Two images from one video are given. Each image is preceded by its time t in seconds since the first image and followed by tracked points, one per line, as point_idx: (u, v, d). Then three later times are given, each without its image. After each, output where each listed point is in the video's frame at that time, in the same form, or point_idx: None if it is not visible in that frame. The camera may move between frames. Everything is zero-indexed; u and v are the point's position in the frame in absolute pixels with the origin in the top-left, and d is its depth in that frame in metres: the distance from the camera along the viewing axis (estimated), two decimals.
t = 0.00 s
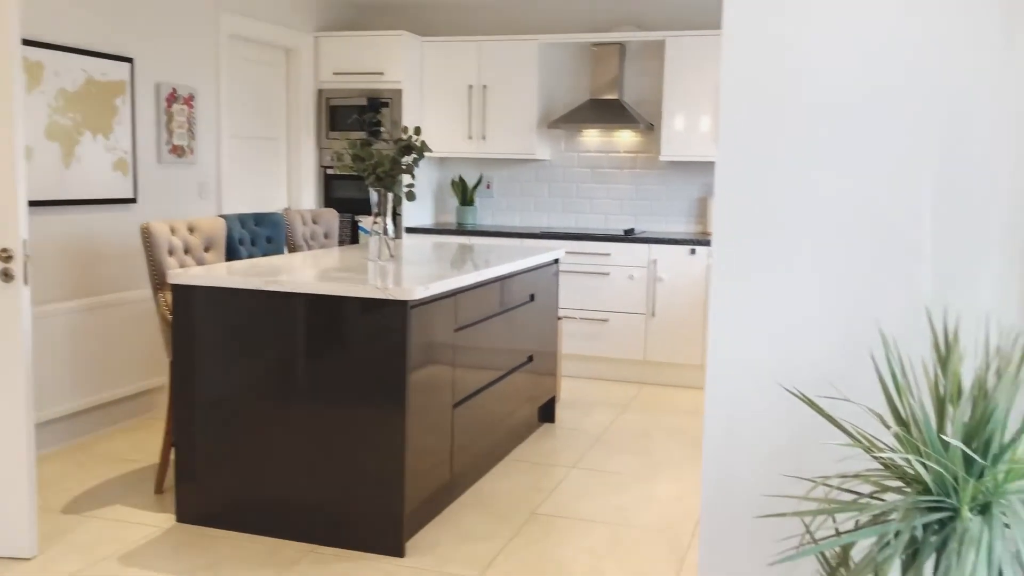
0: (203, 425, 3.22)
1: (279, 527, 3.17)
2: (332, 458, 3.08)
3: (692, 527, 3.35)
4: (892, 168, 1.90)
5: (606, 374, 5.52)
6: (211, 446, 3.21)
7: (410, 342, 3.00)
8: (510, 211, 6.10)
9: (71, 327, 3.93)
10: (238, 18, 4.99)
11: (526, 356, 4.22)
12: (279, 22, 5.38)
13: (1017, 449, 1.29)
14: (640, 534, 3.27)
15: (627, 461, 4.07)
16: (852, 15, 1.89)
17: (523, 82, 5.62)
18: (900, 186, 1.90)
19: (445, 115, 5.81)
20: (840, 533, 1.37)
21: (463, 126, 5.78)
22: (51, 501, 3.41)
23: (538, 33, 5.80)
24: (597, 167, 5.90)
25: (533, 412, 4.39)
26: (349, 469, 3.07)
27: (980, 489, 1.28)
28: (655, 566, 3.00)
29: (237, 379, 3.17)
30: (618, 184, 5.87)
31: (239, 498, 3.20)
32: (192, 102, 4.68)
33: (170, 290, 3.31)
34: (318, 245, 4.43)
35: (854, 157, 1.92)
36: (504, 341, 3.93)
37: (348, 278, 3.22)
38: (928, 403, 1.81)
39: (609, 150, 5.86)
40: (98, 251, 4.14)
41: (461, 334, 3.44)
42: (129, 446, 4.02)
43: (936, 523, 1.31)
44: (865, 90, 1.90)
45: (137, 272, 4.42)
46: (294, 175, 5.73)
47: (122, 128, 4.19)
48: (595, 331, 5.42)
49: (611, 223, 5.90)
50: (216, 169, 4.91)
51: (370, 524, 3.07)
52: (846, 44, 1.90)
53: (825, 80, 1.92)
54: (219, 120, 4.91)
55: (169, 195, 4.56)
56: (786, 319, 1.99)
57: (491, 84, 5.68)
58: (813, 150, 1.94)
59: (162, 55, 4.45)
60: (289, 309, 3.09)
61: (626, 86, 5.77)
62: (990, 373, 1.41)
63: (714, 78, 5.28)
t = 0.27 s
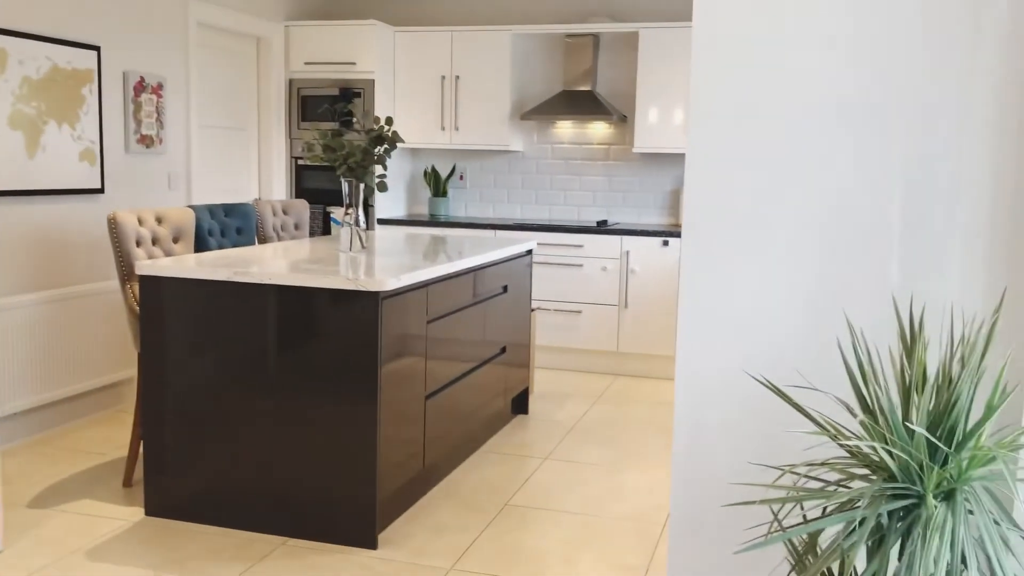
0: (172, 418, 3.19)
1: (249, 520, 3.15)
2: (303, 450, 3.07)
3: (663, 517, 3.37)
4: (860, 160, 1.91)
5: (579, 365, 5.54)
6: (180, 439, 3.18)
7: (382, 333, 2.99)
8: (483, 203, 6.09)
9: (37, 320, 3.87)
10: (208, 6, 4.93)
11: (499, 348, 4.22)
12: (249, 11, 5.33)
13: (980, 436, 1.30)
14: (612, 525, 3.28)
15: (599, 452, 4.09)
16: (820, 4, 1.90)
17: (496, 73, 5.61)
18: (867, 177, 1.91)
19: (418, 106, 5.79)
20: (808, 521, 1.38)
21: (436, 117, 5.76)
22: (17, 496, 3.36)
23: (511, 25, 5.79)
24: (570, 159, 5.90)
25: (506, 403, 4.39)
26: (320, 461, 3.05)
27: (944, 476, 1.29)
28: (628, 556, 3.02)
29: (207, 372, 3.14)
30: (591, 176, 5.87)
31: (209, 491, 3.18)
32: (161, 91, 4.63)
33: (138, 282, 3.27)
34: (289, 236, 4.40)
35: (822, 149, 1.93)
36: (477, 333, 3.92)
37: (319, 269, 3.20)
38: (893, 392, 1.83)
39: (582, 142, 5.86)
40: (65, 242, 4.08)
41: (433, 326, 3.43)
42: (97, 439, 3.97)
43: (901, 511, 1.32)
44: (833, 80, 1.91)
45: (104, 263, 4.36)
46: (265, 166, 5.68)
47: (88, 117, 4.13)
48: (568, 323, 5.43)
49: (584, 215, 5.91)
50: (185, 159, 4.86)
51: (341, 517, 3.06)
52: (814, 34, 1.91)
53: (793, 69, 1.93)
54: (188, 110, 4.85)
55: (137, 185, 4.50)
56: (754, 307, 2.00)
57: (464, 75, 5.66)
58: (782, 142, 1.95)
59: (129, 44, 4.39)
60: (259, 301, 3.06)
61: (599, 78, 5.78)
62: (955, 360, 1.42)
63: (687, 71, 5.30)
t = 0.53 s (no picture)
0: (152, 414, 3.17)
1: (230, 516, 3.14)
2: (284, 446, 3.06)
3: (644, 512, 3.39)
4: (838, 156, 1.93)
5: (561, 362, 5.55)
6: (160, 435, 3.17)
7: (363, 329, 2.99)
8: (465, 199, 6.09)
9: (15, 315, 3.84)
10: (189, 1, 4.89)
11: (481, 344, 4.22)
12: (231, 6, 5.30)
13: (955, 429, 1.32)
14: (593, 521, 3.30)
15: (580, 448, 4.10)
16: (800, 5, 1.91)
17: (479, 70, 5.60)
18: (845, 173, 1.93)
19: (400, 102, 5.77)
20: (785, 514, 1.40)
21: (418, 114, 5.75)
22: None
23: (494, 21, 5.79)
24: (553, 156, 5.91)
25: (488, 400, 4.40)
26: (300, 457, 3.05)
27: (920, 469, 1.31)
28: (608, 552, 3.03)
29: (187, 367, 3.12)
30: (573, 173, 5.88)
31: (189, 487, 3.16)
32: (141, 86, 4.59)
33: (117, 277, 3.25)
34: (270, 232, 4.38)
35: (801, 145, 1.95)
36: (459, 329, 3.92)
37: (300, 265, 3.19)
38: (870, 387, 1.85)
39: (565, 139, 5.87)
40: (42, 236, 4.04)
41: (415, 322, 3.43)
42: (75, 436, 3.94)
43: (877, 504, 1.34)
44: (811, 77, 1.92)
45: (83, 259, 4.33)
46: (246, 161, 5.65)
47: (67, 111, 4.10)
48: (550, 320, 5.44)
49: (566, 212, 5.92)
50: (165, 154, 4.83)
51: (322, 513, 3.05)
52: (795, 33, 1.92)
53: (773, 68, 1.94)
54: (168, 105, 4.82)
55: (117, 180, 4.47)
56: (734, 304, 2.02)
57: (446, 71, 5.65)
58: (762, 137, 1.96)
59: (109, 37, 4.36)
60: (239, 297, 3.05)
61: (582, 76, 5.79)
62: (930, 355, 1.44)
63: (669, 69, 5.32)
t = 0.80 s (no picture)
0: (133, 412, 3.15)
1: (213, 515, 3.13)
2: (267, 445, 3.05)
3: (627, 510, 3.41)
4: (821, 154, 1.95)
5: (544, 360, 5.56)
6: (143, 433, 3.15)
7: (347, 328, 2.98)
8: (448, 198, 6.09)
9: None
10: None
11: (464, 342, 4.23)
12: (213, 3, 5.27)
13: (935, 424, 1.33)
14: (577, 518, 3.31)
15: (563, 446, 4.11)
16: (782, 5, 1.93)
17: (462, 68, 5.60)
18: (827, 172, 1.95)
19: (383, 100, 5.77)
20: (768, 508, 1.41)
21: (401, 112, 5.74)
22: None
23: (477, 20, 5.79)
24: (535, 155, 5.92)
25: (471, 398, 4.40)
26: (284, 456, 3.04)
27: (901, 464, 1.33)
28: (591, 549, 3.05)
29: (169, 366, 3.11)
30: (556, 172, 5.90)
31: (172, 486, 3.15)
32: (122, 83, 4.56)
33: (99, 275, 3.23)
34: (252, 230, 4.37)
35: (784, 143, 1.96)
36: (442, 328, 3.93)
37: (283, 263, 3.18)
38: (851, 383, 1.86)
39: (547, 138, 5.88)
40: (22, 234, 4.01)
41: (398, 320, 3.43)
42: (55, 436, 3.91)
43: (859, 498, 1.36)
44: (794, 76, 1.94)
45: (63, 257, 4.29)
46: (228, 159, 5.62)
47: (47, 108, 4.06)
48: (533, 318, 5.45)
49: (549, 210, 5.94)
50: (147, 152, 4.80)
51: (306, 512, 3.05)
52: (777, 34, 1.94)
53: (755, 68, 1.96)
54: (149, 103, 4.79)
55: (97, 178, 4.44)
56: (717, 303, 2.03)
57: (429, 69, 5.65)
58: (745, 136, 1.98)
59: (89, 34, 4.33)
60: (222, 295, 3.04)
61: (565, 75, 5.80)
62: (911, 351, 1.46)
63: (651, 69, 5.34)
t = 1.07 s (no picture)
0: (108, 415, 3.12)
1: (189, 517, 3.11)
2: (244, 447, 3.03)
3: (603, 507, 3.43)
4: (798, 154, 1.98)
5: (517, 359, 5.58)
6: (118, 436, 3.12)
7: (324, 329, 2.97)
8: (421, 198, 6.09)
9: None
10: None
11: (439, 343, 4.24)
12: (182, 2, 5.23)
13: (913, 420, 1.37)
14: (554, 516, 3.33)
15: (539, 444, 4.14)
16: (759, 9, 1.96)
17: (434, 68, 5.60)
18: (805, 172, 1.98)
19: (354, 100, 5.75)
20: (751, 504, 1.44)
21: (373, 112, 5.73)
22: None
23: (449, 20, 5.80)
24: (508, 154, 5.93)
25: (446, 398, 4.41)
26: (262, 458, 3.02)
27: (880, 460, 1.36)
28: (569, 547, 3.07)
29: (144, 368, 3.08)
30: (529, 172, 5.92)
31: (148, 489, 3.12)
32: (90, 83, 4.51)
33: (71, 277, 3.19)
34: (224, 231, 4.34)
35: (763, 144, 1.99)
36: (417, 328, 3.93)
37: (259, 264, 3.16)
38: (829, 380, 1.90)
39: (519, 138, 5.90)
40: None
41: (374, 321, 3.43)
42: (26, 440, 3.86)
43: (839, 493, 1.39)
44: (772, 78, 1.97)
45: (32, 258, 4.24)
46: (199, 159, 5.57)
47: (15, 108, 4.00)
48: (507, 317, 5.47)
49: (522, 210, 5.96)
50: (116, 152, 4.75)
51: (284, 513, 3.04)
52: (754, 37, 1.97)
53: (734, 71, 1.99)
54: (119, 102, 4.74)
55: (66, 179, 4.38)
56: (698, 301, 2.06)
57: (401, 69, 5.64)
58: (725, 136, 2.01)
59: (58, 33, 4.27)
60: (198, 297, 3.02)
61: (537, 75, 5.82)
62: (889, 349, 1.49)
63: (623, 69, 5.38)
